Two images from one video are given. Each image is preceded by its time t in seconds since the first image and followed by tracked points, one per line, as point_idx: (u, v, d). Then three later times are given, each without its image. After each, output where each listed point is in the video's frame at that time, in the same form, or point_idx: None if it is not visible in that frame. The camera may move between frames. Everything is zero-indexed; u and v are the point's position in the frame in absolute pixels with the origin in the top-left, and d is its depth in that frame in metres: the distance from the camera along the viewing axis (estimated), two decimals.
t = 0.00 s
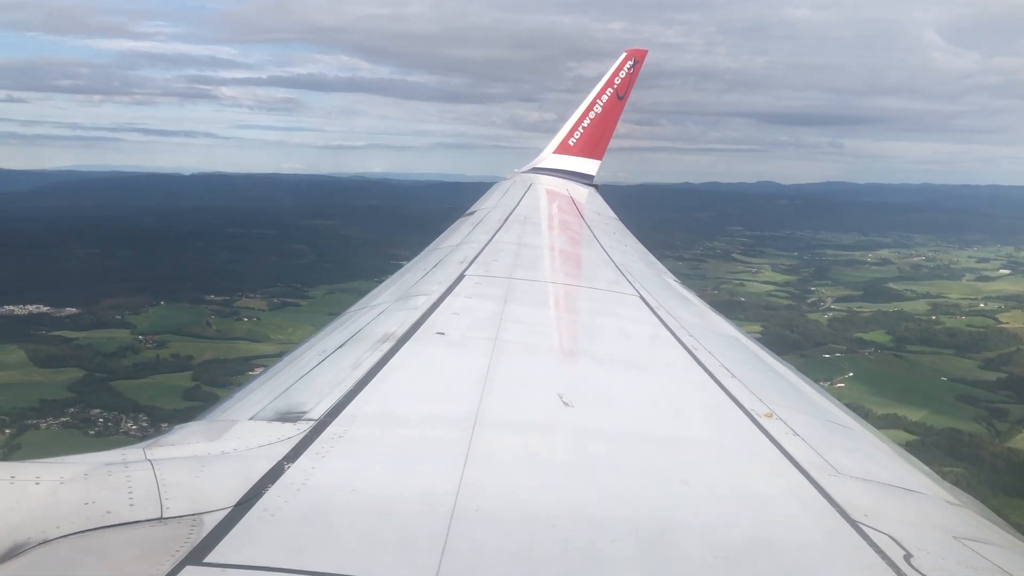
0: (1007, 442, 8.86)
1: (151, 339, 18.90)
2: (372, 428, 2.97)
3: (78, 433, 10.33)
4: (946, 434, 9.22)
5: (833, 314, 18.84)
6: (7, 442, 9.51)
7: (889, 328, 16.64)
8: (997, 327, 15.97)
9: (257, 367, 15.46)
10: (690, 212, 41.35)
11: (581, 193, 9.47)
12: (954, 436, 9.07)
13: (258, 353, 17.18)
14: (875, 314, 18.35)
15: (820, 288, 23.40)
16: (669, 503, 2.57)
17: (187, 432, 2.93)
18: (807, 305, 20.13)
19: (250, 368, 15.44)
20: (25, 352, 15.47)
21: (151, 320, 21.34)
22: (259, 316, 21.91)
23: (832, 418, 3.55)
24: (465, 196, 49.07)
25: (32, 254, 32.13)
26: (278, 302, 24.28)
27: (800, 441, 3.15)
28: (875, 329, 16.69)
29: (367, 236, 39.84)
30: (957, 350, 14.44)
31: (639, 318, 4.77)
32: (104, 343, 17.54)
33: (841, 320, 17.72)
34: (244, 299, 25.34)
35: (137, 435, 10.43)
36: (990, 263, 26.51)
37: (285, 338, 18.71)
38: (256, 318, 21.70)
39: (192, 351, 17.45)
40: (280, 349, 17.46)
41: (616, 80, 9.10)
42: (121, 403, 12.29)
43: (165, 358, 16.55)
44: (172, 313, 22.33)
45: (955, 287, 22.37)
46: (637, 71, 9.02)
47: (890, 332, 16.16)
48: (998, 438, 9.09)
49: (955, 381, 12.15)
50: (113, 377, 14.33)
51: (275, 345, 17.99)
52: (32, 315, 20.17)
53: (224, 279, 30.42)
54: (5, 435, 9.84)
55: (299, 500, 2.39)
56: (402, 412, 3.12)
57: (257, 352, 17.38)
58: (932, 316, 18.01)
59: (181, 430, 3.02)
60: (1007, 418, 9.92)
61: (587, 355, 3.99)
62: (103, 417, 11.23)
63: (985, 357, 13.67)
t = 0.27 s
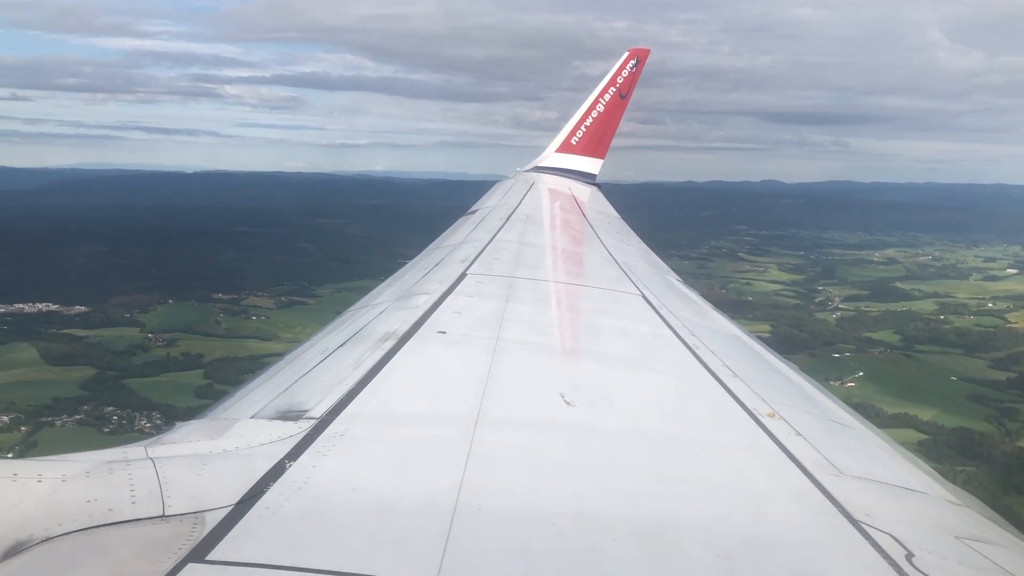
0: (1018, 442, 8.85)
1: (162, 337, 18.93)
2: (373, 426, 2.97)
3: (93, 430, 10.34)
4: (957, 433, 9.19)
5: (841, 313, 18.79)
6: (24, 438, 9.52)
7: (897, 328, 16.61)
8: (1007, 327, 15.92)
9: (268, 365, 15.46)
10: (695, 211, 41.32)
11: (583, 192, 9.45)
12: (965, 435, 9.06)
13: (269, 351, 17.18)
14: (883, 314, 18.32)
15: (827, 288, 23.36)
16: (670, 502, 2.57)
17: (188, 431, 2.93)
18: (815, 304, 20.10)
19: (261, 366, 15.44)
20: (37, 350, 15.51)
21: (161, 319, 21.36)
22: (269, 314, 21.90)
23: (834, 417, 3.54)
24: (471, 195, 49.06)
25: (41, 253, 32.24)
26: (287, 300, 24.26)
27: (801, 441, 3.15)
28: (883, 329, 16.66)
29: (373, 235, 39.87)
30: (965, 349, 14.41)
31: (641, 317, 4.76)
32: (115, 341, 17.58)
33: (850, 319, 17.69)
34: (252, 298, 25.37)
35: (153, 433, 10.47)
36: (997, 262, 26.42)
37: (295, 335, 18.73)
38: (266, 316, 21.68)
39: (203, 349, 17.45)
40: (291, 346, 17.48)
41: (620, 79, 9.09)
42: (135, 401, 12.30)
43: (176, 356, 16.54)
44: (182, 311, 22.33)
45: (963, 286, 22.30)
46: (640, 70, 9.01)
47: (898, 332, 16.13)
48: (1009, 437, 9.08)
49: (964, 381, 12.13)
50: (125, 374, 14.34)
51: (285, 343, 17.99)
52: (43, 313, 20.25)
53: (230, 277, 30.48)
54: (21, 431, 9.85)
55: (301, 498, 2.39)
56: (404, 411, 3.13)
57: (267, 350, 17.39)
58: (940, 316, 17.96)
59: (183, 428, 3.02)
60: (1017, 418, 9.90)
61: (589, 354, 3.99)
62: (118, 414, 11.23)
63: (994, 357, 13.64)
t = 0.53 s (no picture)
0: None
1: (174, 335, 18.96)
2: (376, 425, 2.97)
3: (110, 428, 10.35)
4: (969, 432, 9.18)
5: (849, 313, 18.76)
6: (41, 436, 9.53)
7: (906, 327, 16.57)
8: (1015, 327, 15.87)
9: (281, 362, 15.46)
10: (701, 210, 41.26)
11: (587, 191, 9.44)
12: (976, 434, 9.05)
13: (280, 348, 17.17)
14: (891, 313, 18.29)
15: (834, 287, 23.31)
16: (672, 502, 2.57)
17: (191, 429, 2.93)
18: (823, 304, 20.06)
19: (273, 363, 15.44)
20: (50, 348, 15.58)
21: (172, 317, 21.40)
22: (279, 313, 21.91)
23: (837, 417, 3.53)
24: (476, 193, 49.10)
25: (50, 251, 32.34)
26: (296, 298, 24.28)
27: (805, 441, 3.14)
28: (891, 328, 16.62)
29: (379, 233, 39.91)
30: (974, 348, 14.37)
31: (645, 317, 4.75)
32: (127, 339, 17.64)
33: (857, 318, 17.66)
34: (261, 295, 25.41)
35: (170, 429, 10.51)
36: (1004, 262, 26.33)
37: (305, 332, 18.73)
38: (276, 314, 21.70)
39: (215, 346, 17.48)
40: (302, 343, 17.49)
41: (623, 78, 9.08)
42: (150, 398, 12.34)
43: (188, 354, 16.55)
44: (193, 310, 22.35)
45: (970, 285, 22.23)
46: (644, 69, 9.00)
47: (906, 331, 16.10)
48: (1021, 437, 9.06)
49: (974, 380, 12.11)
50: (138, 372, 14.37)
51: (295, 340, 18.01)
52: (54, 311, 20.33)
53: (237, 275, 30.55)
54: (38, 429, 9.86)
55: (303, 497, 2.39)
56: (407, 410, 3.12)
57: (278, 347, 17.40)
58: (948, 315, 17.91)
59: (186, 426, 3.02)
60: None
61: (592, 353, 3.98)
62: (133, 412, 11.25)
63: (1002, 357, 13.61)
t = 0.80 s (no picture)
0: None
1: (186, 332, 19.02)
2: (378, 424, 2.98)
3: (126, 425, 10.46)
4: (978, 430, 9.19)
5: (856, 311, 18.74)
6: (59, 432, 9.63)
7: (913, 325, 16.55)
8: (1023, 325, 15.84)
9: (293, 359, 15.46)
10: (706, 208, 41.23)
11: (589, 190, 9.43)
12: (985, 432, 9.07)
13: (291, 345, 17.18)
14: (898, 311, 18.27)
15: (840, 285, 23.28)
16: (675, 501, 2.56)
17: (195, 427, 2.94)
18: (829, 302, 20.05)
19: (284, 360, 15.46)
20: (63, 344, 15.71)
21: (182, 314, 21.45)
22: (289, 311, 21.93)
23: (838, 417, 3.52)
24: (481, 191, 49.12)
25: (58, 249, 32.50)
26: (305, 296, 24.31)
27: (808, 441, 3.13)
28: (898, 326, 16.60)
29: (384, 230, 39.95)
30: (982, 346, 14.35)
31: (647, 316, 4.75)
32: (139, 336, 17.74)
33: (865, 317, 17.64)
34: (271, 293, 25.44)
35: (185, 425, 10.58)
36: (1011, 260, 26.27)
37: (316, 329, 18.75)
38: (286, 312, 21.73)
39: (226, 343, 17.54)
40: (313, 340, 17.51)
41: (626, 76, 9.07)
42: (164, 395, 12.42)
43: (199, 351, 16.60)
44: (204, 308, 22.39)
45: (976, 283, 22.19)
46: (647, 68, 8.99)
47: (914, 329, 16.08)
48: None
49: (982, 378, 12.10)
50: (151, 369, 14.44)
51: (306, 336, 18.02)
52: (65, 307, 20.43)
53: (243, 272, 30.62)
54: (55, 426, 9.97)
55: (306, 496, 2.40)
56: (409, 410, 3.12)
57: (288, 344, 17.42)
58: (955, 313, 17.88)
59: (188, 424, 3.03)
60: None
61: (594, 352, 3.98)
62: (148, 409, 11.33)
63: (1010, 355, 13.58)
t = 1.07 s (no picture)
0: None
1: (195, 330, 19.07)
2: (379, 424, 2.98)
3: (139, 421, 10.61)
4: (987, 428, 9.19)
5: (861, 309, 18.74)
6: (74, 429, 9.84)
7: (919, 323, 16.53)
8: None
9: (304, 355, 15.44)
10: (710, 206, 41.20)
11: (590, 191, 9.42)
12: (995, 430, 9.07)
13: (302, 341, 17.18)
14: (904, 309, 18.25)
15: (845, 283, 23.26)
16: (675, 501, 2.57)
17: (196, 427, 2.95)
18: (834, 300, 20.04)
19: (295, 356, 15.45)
20: (75, 343, 15.85)
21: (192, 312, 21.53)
22: (297, 308, 21.95)
23: (839, 417, 3.52)
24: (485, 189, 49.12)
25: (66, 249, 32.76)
26: (312, 293, 24.34)
27: (808, 441, 3.13)
28: (904, 324, 16.59)
29: (388, 228, 39.99)
30: (989, 344, 14.33)
31: (648, 316, 4.75)
32: (149, 334, 17.84)
33: (870, 315, 17.63)
34: (278, 291, 25.47)
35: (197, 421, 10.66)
36: (1015, 259, 26.21)
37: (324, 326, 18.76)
38: (294, 310, 21.74)
39: (237, 341, 17.58)
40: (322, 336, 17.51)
41: (627, 77, 9.05)
42: (176, 392, 12.51)
43: (210, 348, 16.70)
44: (213, 306, 22.42)
45: (981, 282, 22.14)
46: (647, 69, 8.98)
47: (920, 327, 16.06)
48: None
49: (989, 376, 12.09)
50: (161, 366, 14.57)
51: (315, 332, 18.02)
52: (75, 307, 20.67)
53: (248, 270, 30.68)
54: (69, 423, 10.19)
55: (307, 495, 2.41)
56: (410, 409, 3.13)
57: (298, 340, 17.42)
58: (961, 311, 17.84)
59: (190, 424, 3.03)
60: None
61: (594, 352, 3.98)
62: (161, 405, 11.46)
63: (1017, 353, 13.56)
